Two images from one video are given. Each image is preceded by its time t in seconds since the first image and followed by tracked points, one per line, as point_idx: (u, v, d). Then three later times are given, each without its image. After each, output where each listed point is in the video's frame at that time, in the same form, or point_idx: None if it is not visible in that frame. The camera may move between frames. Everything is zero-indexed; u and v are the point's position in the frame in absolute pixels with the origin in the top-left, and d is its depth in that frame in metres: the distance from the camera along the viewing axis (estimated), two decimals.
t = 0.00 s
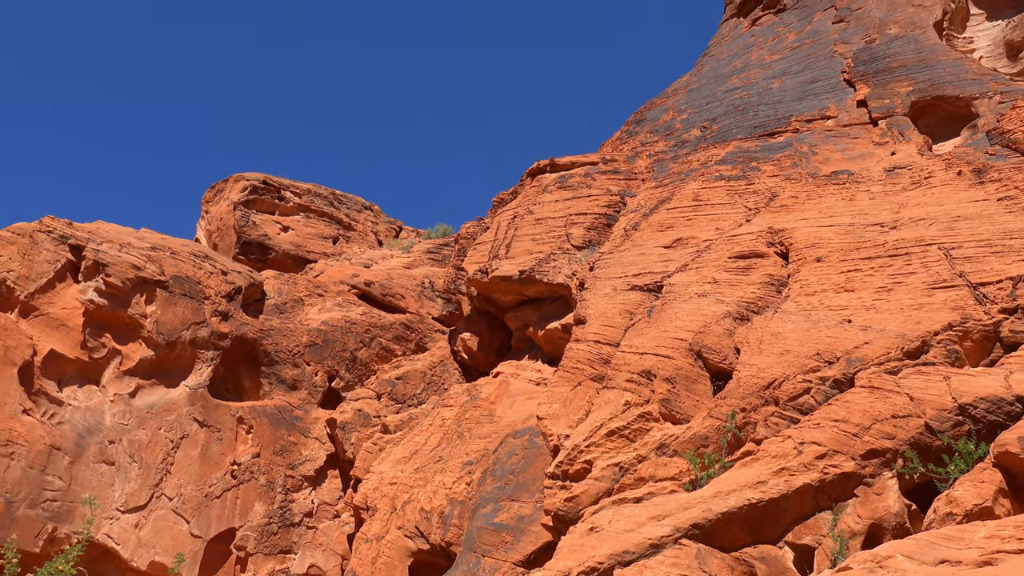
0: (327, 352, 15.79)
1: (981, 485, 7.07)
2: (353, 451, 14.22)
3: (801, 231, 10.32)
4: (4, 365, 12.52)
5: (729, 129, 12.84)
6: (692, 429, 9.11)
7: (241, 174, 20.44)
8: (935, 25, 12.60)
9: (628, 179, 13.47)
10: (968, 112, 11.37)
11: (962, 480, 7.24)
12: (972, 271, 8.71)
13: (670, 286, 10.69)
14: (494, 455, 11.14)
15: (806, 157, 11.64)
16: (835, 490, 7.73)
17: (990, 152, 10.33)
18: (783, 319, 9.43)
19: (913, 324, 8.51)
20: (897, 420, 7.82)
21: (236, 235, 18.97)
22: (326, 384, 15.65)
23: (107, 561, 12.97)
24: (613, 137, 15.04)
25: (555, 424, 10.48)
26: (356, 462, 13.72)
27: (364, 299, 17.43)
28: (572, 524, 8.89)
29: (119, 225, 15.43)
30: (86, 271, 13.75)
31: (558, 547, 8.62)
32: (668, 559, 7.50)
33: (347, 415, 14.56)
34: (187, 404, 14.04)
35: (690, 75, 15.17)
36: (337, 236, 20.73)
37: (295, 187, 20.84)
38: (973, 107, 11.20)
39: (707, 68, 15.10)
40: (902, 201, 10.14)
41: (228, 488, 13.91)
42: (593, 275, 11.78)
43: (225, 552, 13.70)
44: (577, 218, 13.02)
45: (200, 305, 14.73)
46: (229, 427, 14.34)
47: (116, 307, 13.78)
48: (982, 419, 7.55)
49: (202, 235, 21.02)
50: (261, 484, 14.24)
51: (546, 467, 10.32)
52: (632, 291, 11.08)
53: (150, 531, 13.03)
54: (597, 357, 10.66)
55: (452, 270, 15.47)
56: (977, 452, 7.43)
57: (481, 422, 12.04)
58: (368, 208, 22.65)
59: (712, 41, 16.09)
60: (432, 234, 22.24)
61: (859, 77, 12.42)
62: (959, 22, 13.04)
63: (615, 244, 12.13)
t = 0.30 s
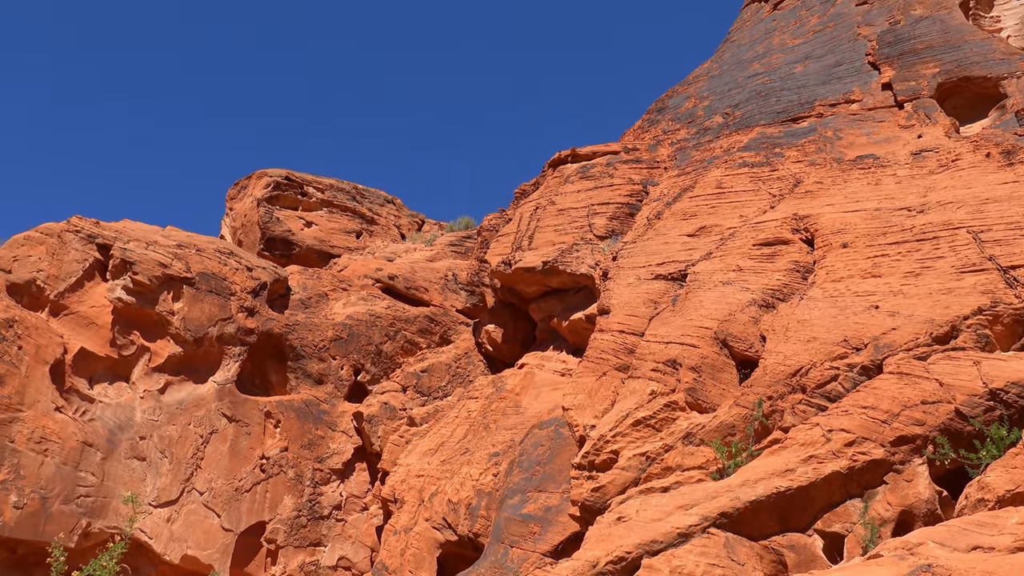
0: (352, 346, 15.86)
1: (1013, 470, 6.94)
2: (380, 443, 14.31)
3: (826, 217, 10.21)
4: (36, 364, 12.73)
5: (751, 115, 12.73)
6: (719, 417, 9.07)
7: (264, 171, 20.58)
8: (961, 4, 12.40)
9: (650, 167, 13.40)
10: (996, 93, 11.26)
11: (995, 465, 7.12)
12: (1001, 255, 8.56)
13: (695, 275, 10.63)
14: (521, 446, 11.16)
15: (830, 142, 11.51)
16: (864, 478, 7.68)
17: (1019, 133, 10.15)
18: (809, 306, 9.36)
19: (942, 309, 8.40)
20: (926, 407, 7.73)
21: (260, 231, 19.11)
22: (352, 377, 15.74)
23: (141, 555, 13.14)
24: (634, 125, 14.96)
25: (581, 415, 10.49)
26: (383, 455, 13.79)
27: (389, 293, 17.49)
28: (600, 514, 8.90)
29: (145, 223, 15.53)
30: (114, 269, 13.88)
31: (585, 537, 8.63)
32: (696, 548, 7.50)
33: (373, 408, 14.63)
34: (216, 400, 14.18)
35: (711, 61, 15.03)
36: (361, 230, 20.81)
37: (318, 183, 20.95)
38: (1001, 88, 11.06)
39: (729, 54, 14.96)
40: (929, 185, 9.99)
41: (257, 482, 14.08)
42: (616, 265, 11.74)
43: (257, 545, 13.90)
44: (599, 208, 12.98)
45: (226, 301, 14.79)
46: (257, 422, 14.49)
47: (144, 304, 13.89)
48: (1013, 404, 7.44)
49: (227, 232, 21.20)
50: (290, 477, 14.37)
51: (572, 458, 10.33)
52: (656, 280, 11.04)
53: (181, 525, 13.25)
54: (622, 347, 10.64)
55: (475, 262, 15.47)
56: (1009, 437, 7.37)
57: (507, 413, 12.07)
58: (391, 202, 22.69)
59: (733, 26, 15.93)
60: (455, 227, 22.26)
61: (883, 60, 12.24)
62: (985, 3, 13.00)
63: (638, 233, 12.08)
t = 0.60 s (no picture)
0: (378, 341, 15.94)
1: None
2: (406, 437, 14.38)
3: (852, 203, 10.09)
4: (67, 363, 12.91)
5: (774, 101, 12.59)
6: (746, 406, 9.03)
7: (287, 167, 20.70)
8: None
9: (672, 156, 13.32)
10: None
11: None
12: None
13: (719, 264, 10.56)
14: (547, 438, 11.16)
15: (855, 127, 11.36)
16: (893, 465, 7.61)
17: None
18: (836, 293, 9.27)
19: (972, 294, 8.22)
20: (956, 393, 7.62)
21: (284, 227, 19.25)
22: (378, 371, 15.83)
23: (174, 550, 13.33)
24: (656, 115, 14.86)
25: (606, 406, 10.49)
26: (410, 448, 13.85)
27: (412, 287, 17.46)
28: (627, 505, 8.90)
29: (171, 222, 15.63)
30: (141, 268, 14.04)
31: (612, 528, 8.64)
32: (724, 538, 7.49)
33: (399, 402, 14.68)
34: (243, 395, 14.29)
35: (733, 48, 14.88)
36: (384, 224, 20.87)
37: (341, 178, 21.03)
38: None
39: (751, 40, 14.78)
40: (957, 168, 9.78)
41: (286, 476, 14.21)
42: (639, 256, 11.69)
43: (286, 538, 14.04)
44: (622, 198, 12.94)
45: (252, 298, 14.82)
46: (284, 417, 14.59)
47: (171, 302, 14.00)
48: None
49: (252, 229, 21.35)
50: (318, 471, 14.48)
51: (598, 449, 10.32)
52: (680, 270, 10.99)
53: (212, 520, 13.40)
54: (647, 337, 10.60)
55: (498, 254, 15.46)
56: None
57: (532, 405, 12.08)
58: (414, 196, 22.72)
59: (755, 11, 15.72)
60: (478, 220, 22.26)
61: (908, 42, 12.00)
62: None
63: (662, 223, 12.03)
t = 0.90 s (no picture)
0: (403, 335, 15.98)
1: None
2: (433, 430, 14.45)
3: (879, 189, 9.96)
4: (98, 361, 13.11)
5: (798, 88, 12.45)
6: (774, 396, 8.96)
7: (310, 164, 20.81)
8: None
9: (696, 145, 13.23)
10: None
11: None
12: None
13: (744, 252, 10.48)
14: (573, 430, 11.15)
15: (881, 112, 11.22)
16: (926, 453, 7.52)
17: None
18: (864, 280, 9.17)
19: (1003, 279, 8.12)
20: (988, 379, 7.55)
21: (308, 224, 19.35)
22: (403, 365, 15.88)
23: (206, 545, 13.48)
24: (678, 103, 14.76)
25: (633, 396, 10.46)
26: (437, 442, 13.90)
27: (438, 282, 17.51)
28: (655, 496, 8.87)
29: (196, 221, 15.73)
30: (169, 266, 14.20)
31: (641, 519, 8.61)
32: (754, 528, 7.47)
33: (425, 395, 14.73)
34: (271, 391, 14.40)
35: (755, 34, 14.71)
36: (407, 219, 20.92)
37: (363, 174, 21.10)
38: None
39: (774, 25, 14.59)
40: (987, 151, 9.63)
41: (314, 471, 14.30)
42: (664, 246, 11.63)
43: (315, 532, 14.15)
44: (645, 188, 12.88)
45: (278, 294, 14.91)
46: (312, 412, 14.68)
47: (198, 300, 14.12)
48: None
49: (276, 226, 21.48)
50: (346, 466, 14.57)
51: (625, 440, 10.29)
52: (706, 260, 10.92)
53: (243, 515, 13.53)
54: (673, 327, 10.56)
55: (521, 247, 15.44)
56: None
57: (558, 397, 12.08)
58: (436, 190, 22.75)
59: None
60: (501, 213, 22.25)
61: (934, 25, 11.81)
62: None
63: (686, 212, 11.95)
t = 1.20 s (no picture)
0: (429, 330, 16.02)
1: None
2: (460, 424, 14.49)
3: (908, 174, 9.81)
4: (129, 360, 13.29)
5: (823, 74, 12.31)
6: (803, 385, 8.89)
7: (334, 161, 20.92)
8: None
9: (720, 134, 13.13)
10: None
11: None
12: None
13: (771, 241, 10.40)
14: (601, 422, 11.13)
15: (909, 96, 11.05)
16: (959, 442, 7.43)
17: None
18: (893, 267, 9.06)
19: None
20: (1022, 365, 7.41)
21: (333, 220, 19.46)
22: (430, 360, 15.93)
23: (238, 540, 13.62)
24: (702, 93, 14.65)
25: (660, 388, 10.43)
26: (465, 435, 13.93)
27: (463, 276, 17.54)
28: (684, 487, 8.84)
29: (224, 219, 15.84)
30: (197, 265, 14.33)
31: (670, 511, 8.59)
32: (785, 518, 7.43)
33: (452, 390, 14.77)
34: (299, 387, 14.50)
35: (780, 20, 14.52)
36: (431, 214, 20.95)
37: (387, 170, 21.17)
38: None
39: (798, 10, 14.38)
40: (1018, 134, 9.46)
41: (343, 466, 14.40)
42: (689, 236, 11.56)
43: (345, 527, 14.24)
44: (670, 178, 12.82)
45: (305, 291, 14.99)
46: (340, 408, 14.78)
47: (226, 298, 14.25)
48: None
49: (302, 223, 21.61)
50: (375, 461, 14.65)
51: (653, 432, 10.26)
52: (732, 249, 10.84)
53: (274, 510, 13.66)
54: (699, 318, 10.51)
55: (546, 240, 15.41)
56: None
57: (585, 390, 12.06)
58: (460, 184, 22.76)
59: None
60: (525, 206, 22.23)
61: (962, 7, 11.58)
62: None
63: (711, 202, 11.88)
